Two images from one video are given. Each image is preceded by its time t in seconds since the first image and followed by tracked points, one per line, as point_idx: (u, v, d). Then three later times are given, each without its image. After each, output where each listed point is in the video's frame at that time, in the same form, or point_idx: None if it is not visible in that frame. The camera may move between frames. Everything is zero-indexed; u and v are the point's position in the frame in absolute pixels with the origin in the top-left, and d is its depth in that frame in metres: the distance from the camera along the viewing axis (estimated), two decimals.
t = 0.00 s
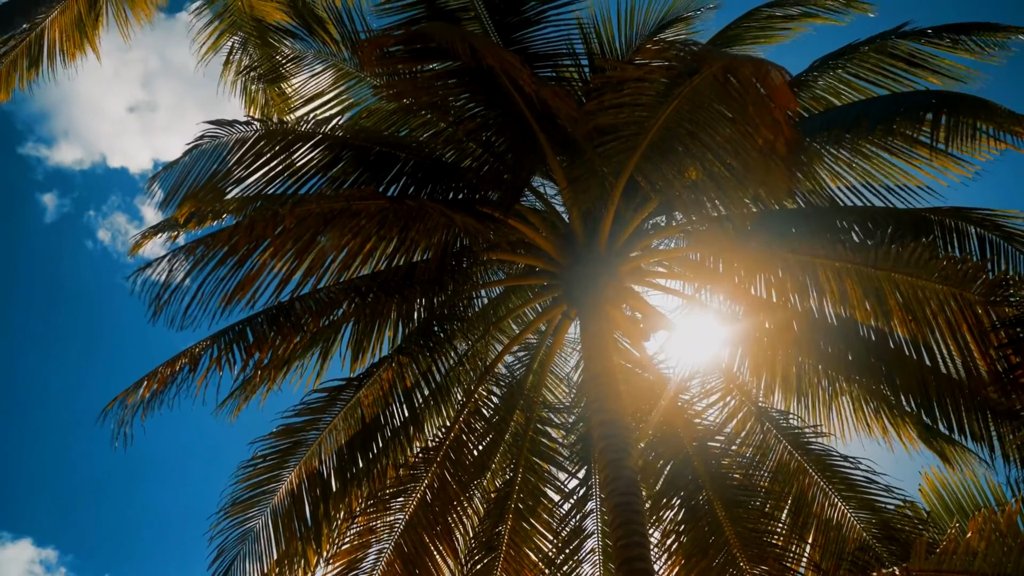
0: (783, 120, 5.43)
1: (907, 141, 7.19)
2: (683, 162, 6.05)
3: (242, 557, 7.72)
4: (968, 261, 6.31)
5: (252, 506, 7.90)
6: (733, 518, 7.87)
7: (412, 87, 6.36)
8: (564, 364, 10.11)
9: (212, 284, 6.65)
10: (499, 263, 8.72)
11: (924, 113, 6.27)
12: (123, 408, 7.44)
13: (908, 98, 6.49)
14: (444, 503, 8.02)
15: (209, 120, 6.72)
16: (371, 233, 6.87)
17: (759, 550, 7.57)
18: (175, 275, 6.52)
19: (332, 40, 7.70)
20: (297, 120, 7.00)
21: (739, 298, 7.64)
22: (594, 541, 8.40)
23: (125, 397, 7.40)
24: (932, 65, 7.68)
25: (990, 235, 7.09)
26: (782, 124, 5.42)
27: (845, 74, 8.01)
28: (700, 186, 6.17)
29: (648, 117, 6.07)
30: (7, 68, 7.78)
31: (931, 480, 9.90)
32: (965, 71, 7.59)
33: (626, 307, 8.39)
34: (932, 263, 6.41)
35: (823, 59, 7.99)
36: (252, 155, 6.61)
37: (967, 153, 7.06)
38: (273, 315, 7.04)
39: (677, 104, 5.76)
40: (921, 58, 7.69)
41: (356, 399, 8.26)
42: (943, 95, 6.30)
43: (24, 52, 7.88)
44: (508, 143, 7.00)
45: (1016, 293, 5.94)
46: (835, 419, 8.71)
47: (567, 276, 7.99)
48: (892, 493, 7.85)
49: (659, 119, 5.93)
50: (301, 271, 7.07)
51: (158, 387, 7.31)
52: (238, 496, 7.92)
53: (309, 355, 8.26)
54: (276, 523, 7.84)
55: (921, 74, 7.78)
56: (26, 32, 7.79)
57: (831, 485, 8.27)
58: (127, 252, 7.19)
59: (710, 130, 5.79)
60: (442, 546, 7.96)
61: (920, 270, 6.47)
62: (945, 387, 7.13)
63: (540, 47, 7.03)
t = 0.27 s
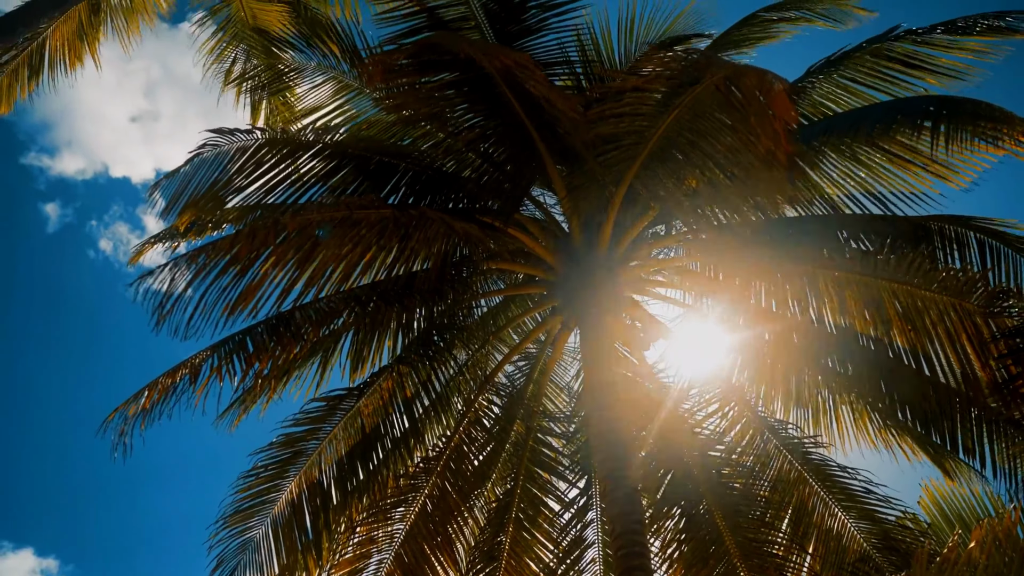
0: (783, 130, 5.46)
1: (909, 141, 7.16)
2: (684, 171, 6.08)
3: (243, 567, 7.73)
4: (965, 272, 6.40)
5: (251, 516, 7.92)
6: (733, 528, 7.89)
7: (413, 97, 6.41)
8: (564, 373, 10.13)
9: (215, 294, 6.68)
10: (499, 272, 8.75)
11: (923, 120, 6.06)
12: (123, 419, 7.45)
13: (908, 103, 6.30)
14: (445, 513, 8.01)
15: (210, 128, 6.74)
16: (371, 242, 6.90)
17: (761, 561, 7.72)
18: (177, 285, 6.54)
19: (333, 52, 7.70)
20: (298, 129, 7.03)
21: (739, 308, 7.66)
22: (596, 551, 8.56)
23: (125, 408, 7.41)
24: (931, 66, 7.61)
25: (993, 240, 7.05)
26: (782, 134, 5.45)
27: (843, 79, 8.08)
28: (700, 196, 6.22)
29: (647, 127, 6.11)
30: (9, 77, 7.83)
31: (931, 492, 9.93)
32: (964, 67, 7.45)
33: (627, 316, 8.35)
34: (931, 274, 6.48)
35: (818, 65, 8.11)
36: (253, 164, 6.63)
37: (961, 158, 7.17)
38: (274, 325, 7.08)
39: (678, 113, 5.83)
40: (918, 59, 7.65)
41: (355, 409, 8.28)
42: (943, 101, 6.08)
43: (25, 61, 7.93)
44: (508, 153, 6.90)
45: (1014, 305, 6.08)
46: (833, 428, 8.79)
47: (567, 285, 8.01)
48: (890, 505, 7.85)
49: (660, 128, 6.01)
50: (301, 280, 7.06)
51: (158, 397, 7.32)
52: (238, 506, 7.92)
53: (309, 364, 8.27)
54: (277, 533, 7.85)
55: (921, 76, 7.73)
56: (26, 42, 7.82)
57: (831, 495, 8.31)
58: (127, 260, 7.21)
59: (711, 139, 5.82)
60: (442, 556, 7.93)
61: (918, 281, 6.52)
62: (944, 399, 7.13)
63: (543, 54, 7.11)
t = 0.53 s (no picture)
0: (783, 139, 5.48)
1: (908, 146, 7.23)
2: (685, 179, 6.09)
3: None
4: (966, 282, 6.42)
5: (253, 527, 7.91)
6: (735, 537, 7.86)
7: (414, 108, 6.44)
8: (565, 382, 10.14)
9: (218, 306, 6.69)
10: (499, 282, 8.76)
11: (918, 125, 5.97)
12: (124, 431, 7.47)
13: (904, 109, 6.21)
14: (446, 522, 8.01)
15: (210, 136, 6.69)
16: (372, 252, 6.91)
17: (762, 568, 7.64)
18: (181, 296, 6.57)
19: (330, 67, 7.70)
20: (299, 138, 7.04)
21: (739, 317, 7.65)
22: (598, 560, 8.43)
23: (125, 420, 7.42)
24: (928, 73, 7.64)
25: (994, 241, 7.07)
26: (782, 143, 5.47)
27: (841, 86, 8.11)
28: (701, 204, 6.24)
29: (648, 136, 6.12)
30: (14, 90, 7.95)
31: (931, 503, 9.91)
32: (963, 76, 7.50)
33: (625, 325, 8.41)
34: (933, 282, 6.47)
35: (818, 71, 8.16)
36: (253, 174, 6.65)
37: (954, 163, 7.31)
38: (274, 335, 7.09)
39: (680, 122, 5.84)
40: (916, 67, 7.67)
41: (357, 419, 8.30)
42: (936, 104, 6.01)
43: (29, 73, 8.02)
44: (508, 163, 6.88)
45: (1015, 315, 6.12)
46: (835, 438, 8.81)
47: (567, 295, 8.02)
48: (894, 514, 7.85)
49: (661, 138, 6.00)
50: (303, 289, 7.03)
51: (159, 408, 7.33)
52: (239, 518, 7.91)
53: (309, 374, 8.29)
54: (279, 544, 7.85)
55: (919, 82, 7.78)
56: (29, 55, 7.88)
57: (832, 503, 8.29)
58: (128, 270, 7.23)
59: (713, 147, 5.84)
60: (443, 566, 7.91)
61: (921, 289, 6.51)
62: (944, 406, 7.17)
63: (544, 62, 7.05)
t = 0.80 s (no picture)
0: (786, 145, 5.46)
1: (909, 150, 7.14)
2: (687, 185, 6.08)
3: None
4: (969, 288, 6.38)
5: (256, 536, 7.90)
6: (737, 543, 7.81)
7: (416, 115, 6.44)
8: (567, 388, 10.16)
9: (219, 315, 6.73)
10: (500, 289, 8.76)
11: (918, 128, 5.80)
12: (125, 440, 7.48)
13: (903, 111, 6.06)
14: (448, 529, 8.00)
15: (210, 144, 6.70)
16: (372, 260, 6.90)
17: None
18: (182, 306, 6.59)
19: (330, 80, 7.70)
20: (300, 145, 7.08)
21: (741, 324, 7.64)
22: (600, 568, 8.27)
23: (126, 429, 7.43)
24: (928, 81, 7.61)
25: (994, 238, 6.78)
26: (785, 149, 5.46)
27: (843, 93, 8.15)
28: (704, 210, 6.25)
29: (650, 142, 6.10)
30: (18, 99, 7.94)
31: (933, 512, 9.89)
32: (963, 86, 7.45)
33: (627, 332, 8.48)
34: (935, 288, 6.48)
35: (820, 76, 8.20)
36: (255, 182, 6.67)
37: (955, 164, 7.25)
38: (276, 343, 7.10)
39: (681, 129, 5.77)
40: (915, 74, 7.64)
41: (359, 426, 8.29)
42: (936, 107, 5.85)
43: (33, 81, 8.03)
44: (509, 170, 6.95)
45: (1016, 320, 6.08)
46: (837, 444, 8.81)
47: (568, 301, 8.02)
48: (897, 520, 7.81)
49: (662, 144, 5.94)
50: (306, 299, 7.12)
51: (160, 417, 7.34)
52: (242, 527, 7.91)
53: (310, 382, 8.30)
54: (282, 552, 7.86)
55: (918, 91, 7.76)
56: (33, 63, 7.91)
57: (835, 509, 8.23)
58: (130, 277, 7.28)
59: (716, 152, 5.82)
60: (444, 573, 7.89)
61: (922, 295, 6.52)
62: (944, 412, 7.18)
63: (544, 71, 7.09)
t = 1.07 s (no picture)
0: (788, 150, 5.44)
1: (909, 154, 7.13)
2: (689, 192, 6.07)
3: None
4: (971, 295, 6.35)
5: (258, 545, 7.84)
6: (740, 552, 7.76)
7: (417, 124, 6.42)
8: (569, 397, 10.15)
9: (219, 325, 6.74)
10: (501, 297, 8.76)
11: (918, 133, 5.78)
12: (127, 449, 7.48)
13: (903, 116, 6.04)
14: (449, 538, 7.95)
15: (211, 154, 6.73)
16: (373, 270, 6.91)
17: None
18: (184, 315, 6.59)
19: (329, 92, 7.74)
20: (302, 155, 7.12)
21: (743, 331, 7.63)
22: None
23: (128, 439, 7.43)
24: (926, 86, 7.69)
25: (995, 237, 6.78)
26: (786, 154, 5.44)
27: (842, 98, 8.09)
28: (706, 216, 6.24)
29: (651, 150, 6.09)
30: (23, 109, 7.98)
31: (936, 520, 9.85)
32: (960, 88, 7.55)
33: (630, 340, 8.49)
34: (937, 295, 6.44)
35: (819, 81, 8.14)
36: (256, 191, 6.67)
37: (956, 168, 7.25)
38: (278, 352, 7.10)
39: (683, 135, 5.76)
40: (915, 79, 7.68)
41: (360, 435, 8.34)
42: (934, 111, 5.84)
43: (37, 91, 8.07)
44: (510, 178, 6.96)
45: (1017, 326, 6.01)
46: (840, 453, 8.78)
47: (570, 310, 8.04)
48: (901, 528, 7.77)
49: (665, 150, 5.91)
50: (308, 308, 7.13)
51: (162, 427, 7.34)
52: (246, 536, 7.85)
53: (312, 390, 8.33)
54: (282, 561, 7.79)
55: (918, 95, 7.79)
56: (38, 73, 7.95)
57: (838, 518, 8.21)
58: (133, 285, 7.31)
59: (718, 158, 5.80)
60: None
61: (924, 301, 6.49)
62: (952, 419, 7.10)
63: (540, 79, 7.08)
